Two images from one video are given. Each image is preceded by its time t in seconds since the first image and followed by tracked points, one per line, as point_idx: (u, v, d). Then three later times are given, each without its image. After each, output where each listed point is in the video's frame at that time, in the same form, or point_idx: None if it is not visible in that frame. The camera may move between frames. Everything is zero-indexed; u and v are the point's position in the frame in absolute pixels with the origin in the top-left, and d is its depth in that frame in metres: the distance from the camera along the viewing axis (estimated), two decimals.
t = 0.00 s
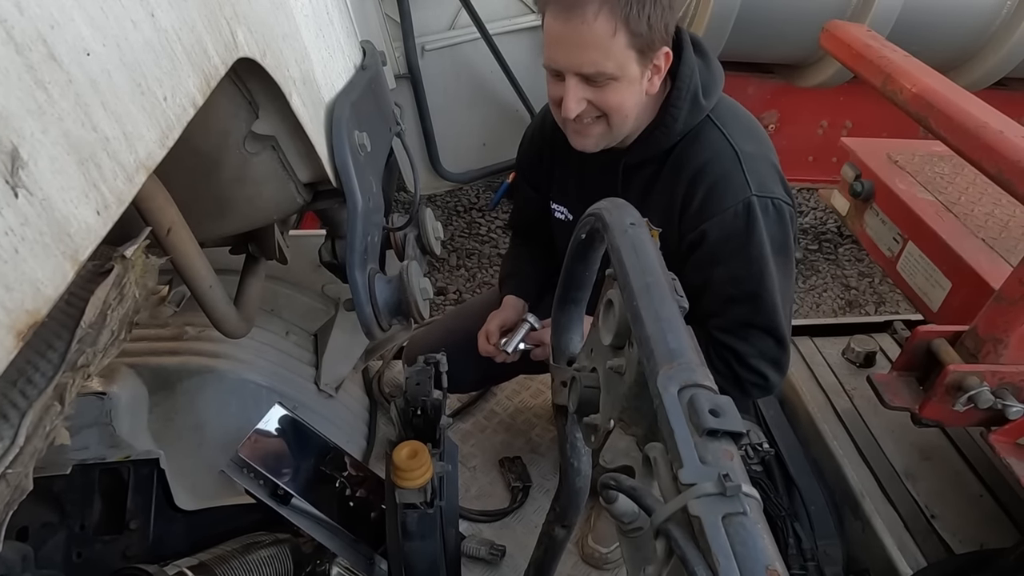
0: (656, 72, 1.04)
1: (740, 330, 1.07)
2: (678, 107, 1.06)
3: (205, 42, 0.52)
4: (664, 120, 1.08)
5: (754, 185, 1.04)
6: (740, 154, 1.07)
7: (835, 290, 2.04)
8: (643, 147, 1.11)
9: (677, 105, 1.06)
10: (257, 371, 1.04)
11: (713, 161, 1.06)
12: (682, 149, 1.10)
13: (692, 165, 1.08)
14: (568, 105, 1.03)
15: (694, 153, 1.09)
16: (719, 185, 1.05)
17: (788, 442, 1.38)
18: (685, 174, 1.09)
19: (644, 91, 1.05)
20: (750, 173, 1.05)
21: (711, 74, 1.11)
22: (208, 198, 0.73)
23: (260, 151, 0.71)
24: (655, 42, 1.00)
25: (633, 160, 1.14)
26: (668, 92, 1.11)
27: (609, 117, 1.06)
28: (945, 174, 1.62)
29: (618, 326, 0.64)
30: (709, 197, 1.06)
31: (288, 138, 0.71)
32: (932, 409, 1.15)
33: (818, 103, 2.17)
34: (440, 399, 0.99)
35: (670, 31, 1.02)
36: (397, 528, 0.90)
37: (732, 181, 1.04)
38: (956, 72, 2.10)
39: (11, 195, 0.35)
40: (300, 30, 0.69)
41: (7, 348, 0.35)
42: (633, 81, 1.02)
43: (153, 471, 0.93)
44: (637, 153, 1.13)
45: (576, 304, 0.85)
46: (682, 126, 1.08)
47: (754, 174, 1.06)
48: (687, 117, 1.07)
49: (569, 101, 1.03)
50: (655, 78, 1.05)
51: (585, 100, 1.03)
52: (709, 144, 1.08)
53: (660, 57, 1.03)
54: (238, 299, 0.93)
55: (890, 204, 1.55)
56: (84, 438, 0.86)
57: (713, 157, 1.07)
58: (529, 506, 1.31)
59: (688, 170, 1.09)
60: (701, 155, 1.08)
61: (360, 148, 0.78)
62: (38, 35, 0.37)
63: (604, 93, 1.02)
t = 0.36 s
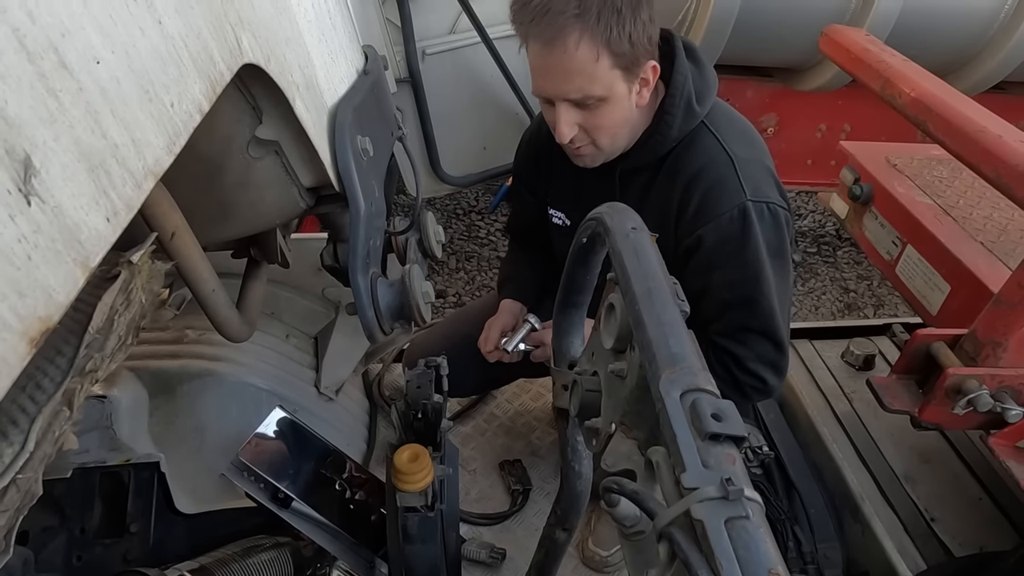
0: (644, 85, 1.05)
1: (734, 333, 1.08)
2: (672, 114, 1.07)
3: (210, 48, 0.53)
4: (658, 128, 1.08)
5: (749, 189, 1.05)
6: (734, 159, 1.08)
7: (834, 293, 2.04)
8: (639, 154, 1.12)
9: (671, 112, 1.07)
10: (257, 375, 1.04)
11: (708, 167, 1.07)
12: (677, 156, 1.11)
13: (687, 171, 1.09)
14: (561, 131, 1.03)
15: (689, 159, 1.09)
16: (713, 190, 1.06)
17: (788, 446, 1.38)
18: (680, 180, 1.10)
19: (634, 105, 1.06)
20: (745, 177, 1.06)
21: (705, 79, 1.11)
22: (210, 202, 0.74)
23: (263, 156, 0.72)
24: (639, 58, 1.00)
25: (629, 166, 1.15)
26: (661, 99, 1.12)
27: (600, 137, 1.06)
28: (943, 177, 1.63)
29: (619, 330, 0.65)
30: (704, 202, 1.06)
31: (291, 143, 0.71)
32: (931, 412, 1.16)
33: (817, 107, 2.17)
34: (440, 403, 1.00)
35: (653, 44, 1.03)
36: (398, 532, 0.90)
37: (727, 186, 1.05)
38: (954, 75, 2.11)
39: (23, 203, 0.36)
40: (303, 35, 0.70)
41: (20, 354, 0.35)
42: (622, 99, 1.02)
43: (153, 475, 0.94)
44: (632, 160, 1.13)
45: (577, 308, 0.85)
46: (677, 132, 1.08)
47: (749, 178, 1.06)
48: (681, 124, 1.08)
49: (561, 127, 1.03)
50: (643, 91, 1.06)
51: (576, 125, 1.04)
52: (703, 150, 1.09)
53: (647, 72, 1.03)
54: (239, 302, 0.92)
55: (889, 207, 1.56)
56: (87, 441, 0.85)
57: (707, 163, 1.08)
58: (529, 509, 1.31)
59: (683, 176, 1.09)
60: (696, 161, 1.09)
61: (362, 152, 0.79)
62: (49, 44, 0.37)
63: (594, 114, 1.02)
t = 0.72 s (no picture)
0: (619, 92, 1.05)
1: (740, 339, 1.08)
2: (651, 126, 1.07)
3: (206, 52, 0.53)
4: (640, 140, 1.09)
5: (735, 198, 1.04)
6: (717, 168, 1.07)
7: (831, 295, 2.05)
8: (622, 165, 1.12)
9: (649, 125, 1.07)
10: (253, 376, 1.04)
11: (691, 179, 1.07)
12: (661, 166, 1.11)
13: (670, 184, 1.09)
14: (541, 144, 1.03)
15: (673, 171, 1.09)
16: (700, 200, 1.05)
17: (785, 448, 1.38)
18: (665, 193, 1.10)
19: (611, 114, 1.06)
20: (729, 186, 1.05)
21: (683, 89, 1.11)
22: (207, 205, 0.73)
23: (259, 159, 0.72)
24: (611, 66, 1.01)
25: (613, 178, 1.15)
26: (639, 108, 1.12)
27: (581, 147, 1.06)
28: (940, 180, 1.63)
29: (615, 333, 0.65)
30: (692, 213, 1.06)
31: (288, 146, 0.71)
32: (928, 415, 1.16)
33: (814, 109, 2.18)
34: (438, 404, 0.99)
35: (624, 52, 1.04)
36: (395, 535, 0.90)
37: (713, 195, 1.05)
38: (950, 78, 2.12)
39: (16, 207, 0.35)
40: (300, 37, 0.70)
41: (11, 359, 0.35)
42: (598, 108, 1.03)
43: (149, 477, 0.94)
44: (617, 173, 1.14)
45: (575, 310, 0.85)
46: (658, 144, 1.09)
47: (734, 187, 1.06)
48: (661, 136, 1.08)
49: (541, 140, 1.03)
50: (619, 99, 1.06)
51: (556, 137, 1.04)
52: (687, 161, 1.09)
53: (621, 79, 1.04)
54: (237, 304, 0.92)
55: (886, 210, 1.56)
56: (82, 444, 0.85)
57: (691, 173, 1.07)
58: (526, 512, 1.31)
59: (668, 188, 1.09)
60: (680, 173, 1.08)
61: (359, 155, 0.79)
62: (43, 48, 0.37)
63: (574, 125, 1.03)
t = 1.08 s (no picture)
0: (627, 87, 1.06)
1: (735, 341, 1.08)
2: (645, 129, 1.07)
3: (203, 57, 0.53)
4: (633, 143, 1.09)
5: (730, 199, 1.05)
6: (712, 168, 1.08)
7: (829, 297, 2.05)
8: (615, 168, 1.13)
9: (643, 127, 1.07)
10: (251, 378, 1.04)
11: (684, 182, 1.07)
12: (655, 168, 1.11)
13: (664, 187, 1.09)
14: (549, 126, 1.03)
15: (667, 173, 1.09)
16: (696, 201, 1.05)
17: (781, 449, 1.39)
18: (660, 195, 1.10)
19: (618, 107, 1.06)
20: (724, 187, 1.06)
21: (676, 90, 1.11)
22: (205, 209, 0.74)
23: (257, 163, 0.72)
24: (626, 58, 1.02)
25: (606, 181, 1.15)
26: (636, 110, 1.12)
27: (585, 138, 1.06)
28: (936, 182, 1.64)
29: (611, 335, 0.65)
30: (687, 215, 1.06)
31: (285, 150, 0.72)
32: (923, 417, 1.16)
33: (811, 112, 2.19)
34: (435, 407, 0.99)
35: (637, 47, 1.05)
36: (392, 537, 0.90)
37: (709, 196, 1.05)
38: (947, 81, 2.12)
39: (14, 213, 0.36)
40: (297, 42, 0.70)
41: (9, 362, 0.36)
42: (608, 98, 1.03)
43: (147, 480, 0.94)
44: (609, 175, 1.14)
45: (571, 313, 0.85)
46: (652, 146, 1.09)
47: (729, 187, 1.06)
48: (656, 137, 1.08)
49: (549, 122, 1.03)
50: (626, 94, 1.07)
51: (564, 121, 1.03)
52: (682, 162, 1.09)
53: (631, 73, 1.05)
54: (234, 306, 0.93)
55: (882, 212, 1.57)
56: (80, 446, 0.85)
57: (686, 175, 1.07)
58: (524, 514, 1.31)
59: (663, 190, 1.09)
60: (675, 175, 1.08)
61: (356, 158, 0.79)
62: (41, 56, 0.37)
63: (582, 112, 1.03)
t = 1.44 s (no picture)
0: (655, 84, 1.03)
1: (745, 337, 1.08)
2: (677, 118, 1.06)
3: (198, 54, 0.53)
4: (663, 132, 1.07)
5: (758, 194, 1.05)
6: (741, 163, 1.08)
7: (827, 298, 2.05)
8: (641, 158, 1.12)
9: (676, 117, 1.06)
10: (249, 379, 1.03)
11: (714, 174, 1.07)
12: (683, 159, 1.10)
13: (693, 177, 1.09)
14: (560, 103, 1.01)
15: (697, 164, 1.09)
16: (723, 195, 1.05)
17: (780, 449, 1.38)
18: (687, 188, 1.09)
19: (639, 102, 1.04)
20: (752, 182, 1.07)
21: (706, 83, 1.10)
22: (200, 207, 0.74)
23: (252, 161, 0.72)
24: (657, 54, 0.99)
25: (629, 172, 1.14)
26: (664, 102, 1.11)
27: (595, 123, 1.04)
28: (934, 182, 1.64)
29: (608, 334, 0.65)
30: (713, 209, 1.06)
31: (281, 147, 0.71)
32: (921, 417, 1.16)
33: (809, 112, 2.19)
34: (433, 407, 0.99)
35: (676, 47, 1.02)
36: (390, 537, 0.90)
37: (737, 190, 1.05)
38: (945, 81, 2.12)
39: (2, 206, 0.35)
40: (293, 40, 0.70)
41: None
42: (628, 91, 1.01)
43: (143, 480, 0.92)
44: (634, 165, 1.13)
45: (569, 313, 0.85)
46: (682, 137, 1.08)
47: (756, 183, 1.07)
48: (687, 129, 1.07)
49: (561, 100, 1.01)
50: (653, 91, 1.04)
51: (577, 100, 1.01)
52: (710, 155, 1.08)
53: (662, 72, 1.02)
54: (231, 306, 0.92)
55: (880, 211, 1.56)
56: (75, 447, 0.86)
57: (716, 166, 1.07)
58: (522, 514, 1.31)
59: (691, 181, 1.09)
60: (704, 166, 1.08)
61: (353, 157, 0.79)
62: (32, 49, 0.37)
63: (598, 98, 1.01)
